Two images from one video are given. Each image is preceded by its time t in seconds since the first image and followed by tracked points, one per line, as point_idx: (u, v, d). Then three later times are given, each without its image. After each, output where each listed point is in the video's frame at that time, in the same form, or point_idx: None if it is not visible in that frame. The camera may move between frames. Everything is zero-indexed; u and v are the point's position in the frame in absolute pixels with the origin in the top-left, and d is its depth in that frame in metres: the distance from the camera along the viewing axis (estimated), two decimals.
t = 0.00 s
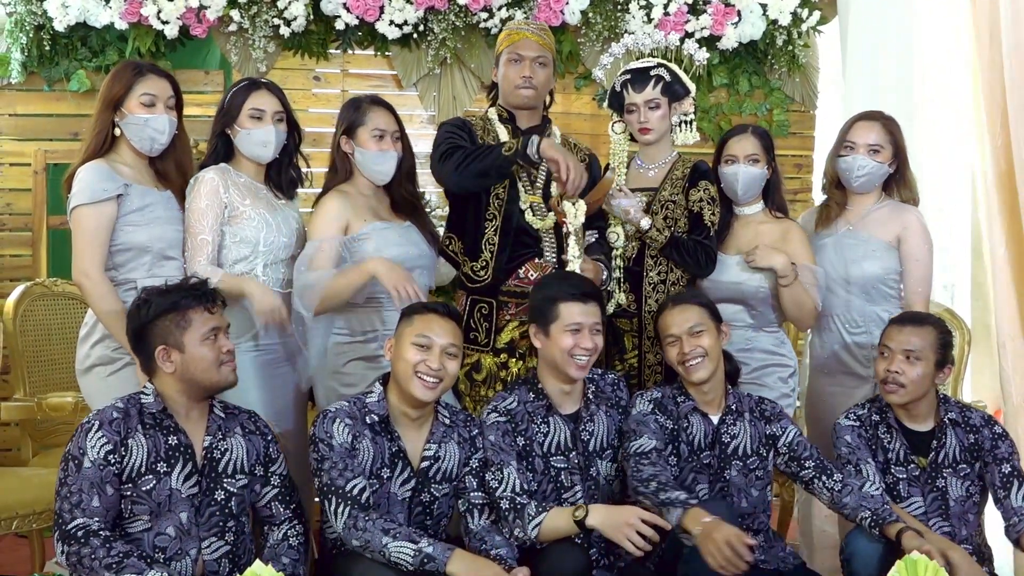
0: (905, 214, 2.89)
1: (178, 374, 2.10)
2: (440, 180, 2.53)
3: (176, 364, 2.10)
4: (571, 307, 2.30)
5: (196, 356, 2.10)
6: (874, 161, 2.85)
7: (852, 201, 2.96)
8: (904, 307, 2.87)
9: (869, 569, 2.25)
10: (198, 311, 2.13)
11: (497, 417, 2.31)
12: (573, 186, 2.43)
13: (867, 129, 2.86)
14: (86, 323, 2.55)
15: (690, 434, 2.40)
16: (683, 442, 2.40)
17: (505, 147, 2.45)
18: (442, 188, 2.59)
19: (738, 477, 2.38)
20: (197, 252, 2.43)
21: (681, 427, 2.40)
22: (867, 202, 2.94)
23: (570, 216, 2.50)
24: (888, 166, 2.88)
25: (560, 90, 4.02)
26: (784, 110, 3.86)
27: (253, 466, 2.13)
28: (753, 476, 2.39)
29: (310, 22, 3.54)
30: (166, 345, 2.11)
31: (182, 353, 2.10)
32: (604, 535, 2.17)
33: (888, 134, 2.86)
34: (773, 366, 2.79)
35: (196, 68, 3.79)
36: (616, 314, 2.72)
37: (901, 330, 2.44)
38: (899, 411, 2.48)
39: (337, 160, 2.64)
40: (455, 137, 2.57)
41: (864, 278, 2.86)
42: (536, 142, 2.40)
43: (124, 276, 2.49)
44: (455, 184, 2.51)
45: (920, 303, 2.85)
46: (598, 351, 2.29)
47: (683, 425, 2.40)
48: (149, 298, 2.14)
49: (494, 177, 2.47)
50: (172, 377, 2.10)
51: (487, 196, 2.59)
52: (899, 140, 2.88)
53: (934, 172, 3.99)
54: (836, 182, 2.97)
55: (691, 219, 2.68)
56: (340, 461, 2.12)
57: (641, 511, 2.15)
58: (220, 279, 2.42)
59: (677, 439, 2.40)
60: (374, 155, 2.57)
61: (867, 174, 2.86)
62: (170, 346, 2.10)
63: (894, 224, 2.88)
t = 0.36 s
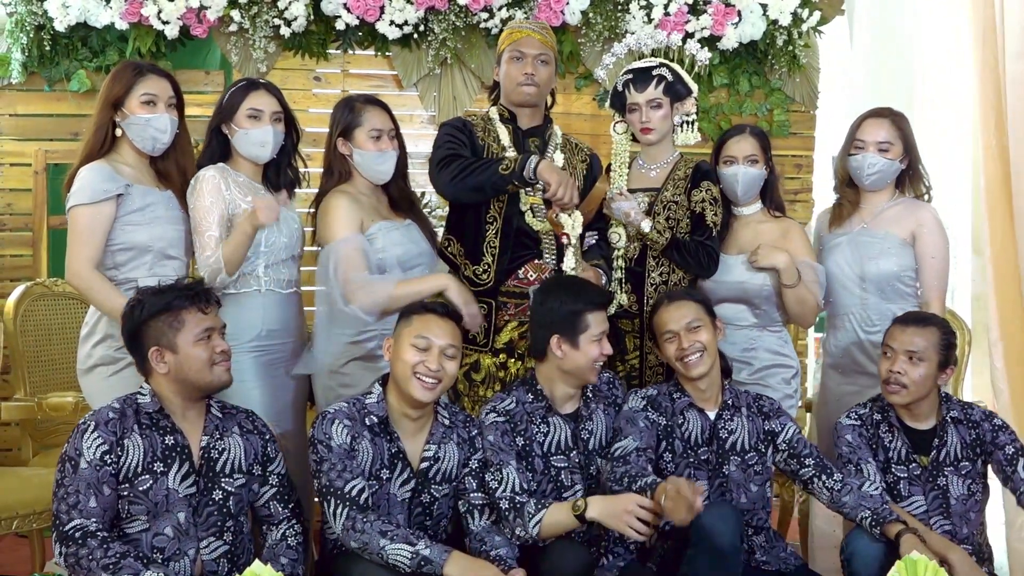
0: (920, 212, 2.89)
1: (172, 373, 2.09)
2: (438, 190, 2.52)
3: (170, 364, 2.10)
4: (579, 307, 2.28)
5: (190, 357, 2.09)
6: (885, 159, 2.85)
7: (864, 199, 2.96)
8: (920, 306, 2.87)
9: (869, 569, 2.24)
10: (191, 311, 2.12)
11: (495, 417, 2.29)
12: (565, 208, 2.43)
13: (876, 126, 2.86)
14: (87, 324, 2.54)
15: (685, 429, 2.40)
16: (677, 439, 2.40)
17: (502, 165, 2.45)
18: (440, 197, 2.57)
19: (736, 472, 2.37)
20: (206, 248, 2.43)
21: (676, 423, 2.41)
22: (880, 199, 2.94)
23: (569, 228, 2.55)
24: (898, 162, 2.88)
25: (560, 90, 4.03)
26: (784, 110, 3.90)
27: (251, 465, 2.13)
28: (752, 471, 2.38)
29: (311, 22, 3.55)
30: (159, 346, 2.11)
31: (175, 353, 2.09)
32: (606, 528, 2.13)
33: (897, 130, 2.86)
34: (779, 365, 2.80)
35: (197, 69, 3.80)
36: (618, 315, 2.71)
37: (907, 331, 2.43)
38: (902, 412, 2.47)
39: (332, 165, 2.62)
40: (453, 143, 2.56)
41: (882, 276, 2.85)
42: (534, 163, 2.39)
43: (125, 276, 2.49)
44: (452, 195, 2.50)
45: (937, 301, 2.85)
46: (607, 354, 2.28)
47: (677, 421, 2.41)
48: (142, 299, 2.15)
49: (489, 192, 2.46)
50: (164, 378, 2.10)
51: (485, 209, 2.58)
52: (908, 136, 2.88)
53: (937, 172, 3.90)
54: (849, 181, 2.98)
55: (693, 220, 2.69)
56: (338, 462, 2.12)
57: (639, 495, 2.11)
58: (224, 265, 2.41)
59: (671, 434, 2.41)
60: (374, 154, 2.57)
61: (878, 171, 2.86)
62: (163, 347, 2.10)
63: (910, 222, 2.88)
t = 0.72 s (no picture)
0: (926, 210, 2.88)
1: (167, 371, 2.10)
2: (435, 195, 2.53)
3: (164, 362, 2.10)
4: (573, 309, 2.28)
5: (182, 356, 2.09)
6: (885, 155, 2.86)
7: (875, 199, 2.96)
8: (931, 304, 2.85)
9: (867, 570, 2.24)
10: (184, 311, 2.13)
11: (494, 417, 2.29)
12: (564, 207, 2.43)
13: (876, 122, 2.86)
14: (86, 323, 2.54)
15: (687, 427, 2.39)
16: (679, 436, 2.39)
17: (496, 167, 2.45)
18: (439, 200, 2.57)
19: (738, 468, 2.36)
20: (217, 245, 2.39)
21: (677, 419, 2.39)
22: (890, 195, 2.93)
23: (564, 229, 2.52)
24: (900, 158, 2.87)
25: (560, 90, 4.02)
26: (784, 110, 3.91)
27: (251, 465, 2.13)
28: (754, 468, 2.37)
29: (311, 22, 3.56)
30: (153, 346, 2.11)
31: (167, 352, 2.09)
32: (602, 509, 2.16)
33: (898, 125, 2.86)
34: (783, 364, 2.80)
35: (197, 69, 3.80)
36: (621, 317, 2.72)
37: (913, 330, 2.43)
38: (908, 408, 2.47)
39: (333, 162, 2.62)
40: (452, 144, 2.56)
41: (889, 276, 2.85)
42: (529, 165, 2.41)
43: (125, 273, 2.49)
44: (449, 198, 2.51)
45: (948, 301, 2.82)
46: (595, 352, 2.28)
47: (680, 418, 2.40)
48: (137, 299, 2.15)
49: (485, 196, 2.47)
50: (157, 377, 2.11)
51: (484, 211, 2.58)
52: (911, 131, 2.86)
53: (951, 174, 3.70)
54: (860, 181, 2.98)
55: (696, 222, 2.68)
56: (339, 462, 2.12)
57: (632, 476, 2.15)
58: (242, 248, 2.39)
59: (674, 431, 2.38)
60: (381, 154, 2.56)
61: (876, 168, 2.87)
62: (156, 346, 2.11)
63: (917, 220, 2.88)
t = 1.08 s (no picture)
0: (914, 208, 2.87)
1: (164, 370, 2.10)
2: (434, 180, 2.54)
3: (160, 361, 2.10)
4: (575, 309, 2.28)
5: (178, 355, 2.08)
6: (881, 155, 2.86)
7: (869, 198, 2.97)
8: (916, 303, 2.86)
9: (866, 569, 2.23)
10: (181, 310, 2.12)
11: (495, 415, 2.30)
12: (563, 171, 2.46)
13: (874, 123, 2.85)
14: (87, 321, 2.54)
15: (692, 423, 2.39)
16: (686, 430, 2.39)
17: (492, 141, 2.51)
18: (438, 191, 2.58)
19: (742, 466, 2.37)
20: (225, 245, 2.40)
21: (687, 419, 2.37)
22: (884, 195, 2.94)
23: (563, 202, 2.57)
24: (896, 158, 2.88)
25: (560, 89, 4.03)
26: (785, 109, 3.90)
27: (254, 464, 2.13)
28: (758, 465, 2.38)
29: (312, 21, 3.56)
30: (149, 344, 2.11)
31: (164, 351, 2.09)
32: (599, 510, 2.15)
33: (895, 126, 2.85)
34: (781, 362, 2.77)
35: (198, 68, 3.78)
36: (625, 317, 2.72)
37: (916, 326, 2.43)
38: (911, 403, 2.47)
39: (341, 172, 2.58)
40: (449, 135, 2.59)
41: (877, 274, 2.86)
42: (524, 133, 2.46)
43: (124, 270, 2.49)
44: (450, 184, 2.52)
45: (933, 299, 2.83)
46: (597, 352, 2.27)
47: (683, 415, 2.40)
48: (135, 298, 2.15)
49: (484, 171, 2.49)
50: (155, 376, 2.11)
51: (486, 193, 2.61)
52: (908, 134, 2.87)
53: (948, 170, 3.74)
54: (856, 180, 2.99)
55: (698, 222, 2.68)
56: (341, 461, 2.12)
57: (631, 478, 2.14)
58: (254, 246, 2.41)
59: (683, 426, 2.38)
60: (393, 160, 2.54)
61: (873, 168, 2.87)
62: (153, 345, 2.11)
63: (904, 219, 2.88)
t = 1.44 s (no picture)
0: (889, 209, 2.87)
1: (170, 371, 2.10)
2: (434, 173, 2.54)
3: (166, 361, 2.11)
4: (579, 310, 2.26)
5: (184, 356, 2.09)
6: (877, 157, 2.85)
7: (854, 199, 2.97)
8: (894, 307, 2.86)
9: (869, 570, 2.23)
10: (187, 311, 2.12)
11: (502, 414, 2.29)
12: (553, 139, 2.45)
13: (868, 125, 2.86)
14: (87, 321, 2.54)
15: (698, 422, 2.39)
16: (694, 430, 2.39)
17: (482, 121, 2.54)
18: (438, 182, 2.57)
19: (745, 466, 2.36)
20: (234, 243, 2.39)
21: (689, 418, 2.38)
22: (866, 198, 2.94)
23: (547, 167, 2.52)
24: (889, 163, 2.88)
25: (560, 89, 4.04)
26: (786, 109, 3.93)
27: (258, 467, 2.13)
28: (761, 465, 2.37)
29: (312, 21, 3.57)
30: (158, 344, 2.12)
31: (170, 352, 2.10)
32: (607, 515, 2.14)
33: (890, 130, 2.87)
34: (783, 358, 2.75)
35: (199, 67, 3.77)
36: (624, 316, 2.71)
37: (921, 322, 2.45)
38: (913, 403, 2.46)
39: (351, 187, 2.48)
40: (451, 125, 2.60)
41: (853, 274, 2.87)
42: (511, 105, 2.46)
43: (123, 270, 2.49)
44: (453, 171, 2.52)
45: (908, 301, 2.83)
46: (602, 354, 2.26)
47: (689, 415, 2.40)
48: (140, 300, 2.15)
49: (480, 152, 2.53)
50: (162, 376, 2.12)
51: (489, 178, 2.61)
52: (899, 139, 2.89)
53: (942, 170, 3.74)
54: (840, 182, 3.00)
55: (698, 222, 2.68)
56: (341, 461, 2.12)
57: (640, 483, 2.12)
58: (263, 244, 2.39)
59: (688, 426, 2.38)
60: (403, 169, 2.48)
61: (870, 169, 2.86)
62: (161, 344, 2.12)
63: (878, 220, 2.88)
